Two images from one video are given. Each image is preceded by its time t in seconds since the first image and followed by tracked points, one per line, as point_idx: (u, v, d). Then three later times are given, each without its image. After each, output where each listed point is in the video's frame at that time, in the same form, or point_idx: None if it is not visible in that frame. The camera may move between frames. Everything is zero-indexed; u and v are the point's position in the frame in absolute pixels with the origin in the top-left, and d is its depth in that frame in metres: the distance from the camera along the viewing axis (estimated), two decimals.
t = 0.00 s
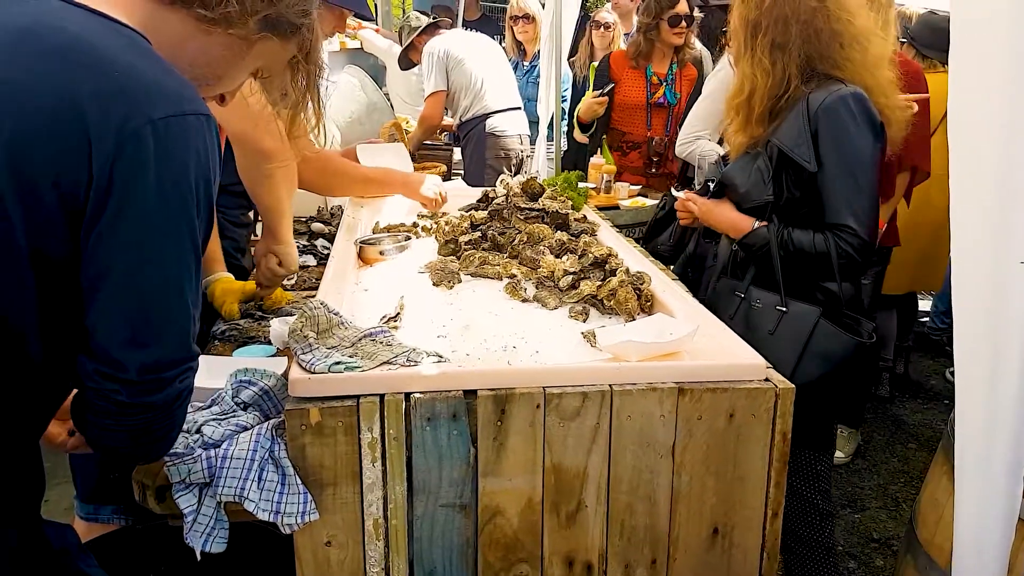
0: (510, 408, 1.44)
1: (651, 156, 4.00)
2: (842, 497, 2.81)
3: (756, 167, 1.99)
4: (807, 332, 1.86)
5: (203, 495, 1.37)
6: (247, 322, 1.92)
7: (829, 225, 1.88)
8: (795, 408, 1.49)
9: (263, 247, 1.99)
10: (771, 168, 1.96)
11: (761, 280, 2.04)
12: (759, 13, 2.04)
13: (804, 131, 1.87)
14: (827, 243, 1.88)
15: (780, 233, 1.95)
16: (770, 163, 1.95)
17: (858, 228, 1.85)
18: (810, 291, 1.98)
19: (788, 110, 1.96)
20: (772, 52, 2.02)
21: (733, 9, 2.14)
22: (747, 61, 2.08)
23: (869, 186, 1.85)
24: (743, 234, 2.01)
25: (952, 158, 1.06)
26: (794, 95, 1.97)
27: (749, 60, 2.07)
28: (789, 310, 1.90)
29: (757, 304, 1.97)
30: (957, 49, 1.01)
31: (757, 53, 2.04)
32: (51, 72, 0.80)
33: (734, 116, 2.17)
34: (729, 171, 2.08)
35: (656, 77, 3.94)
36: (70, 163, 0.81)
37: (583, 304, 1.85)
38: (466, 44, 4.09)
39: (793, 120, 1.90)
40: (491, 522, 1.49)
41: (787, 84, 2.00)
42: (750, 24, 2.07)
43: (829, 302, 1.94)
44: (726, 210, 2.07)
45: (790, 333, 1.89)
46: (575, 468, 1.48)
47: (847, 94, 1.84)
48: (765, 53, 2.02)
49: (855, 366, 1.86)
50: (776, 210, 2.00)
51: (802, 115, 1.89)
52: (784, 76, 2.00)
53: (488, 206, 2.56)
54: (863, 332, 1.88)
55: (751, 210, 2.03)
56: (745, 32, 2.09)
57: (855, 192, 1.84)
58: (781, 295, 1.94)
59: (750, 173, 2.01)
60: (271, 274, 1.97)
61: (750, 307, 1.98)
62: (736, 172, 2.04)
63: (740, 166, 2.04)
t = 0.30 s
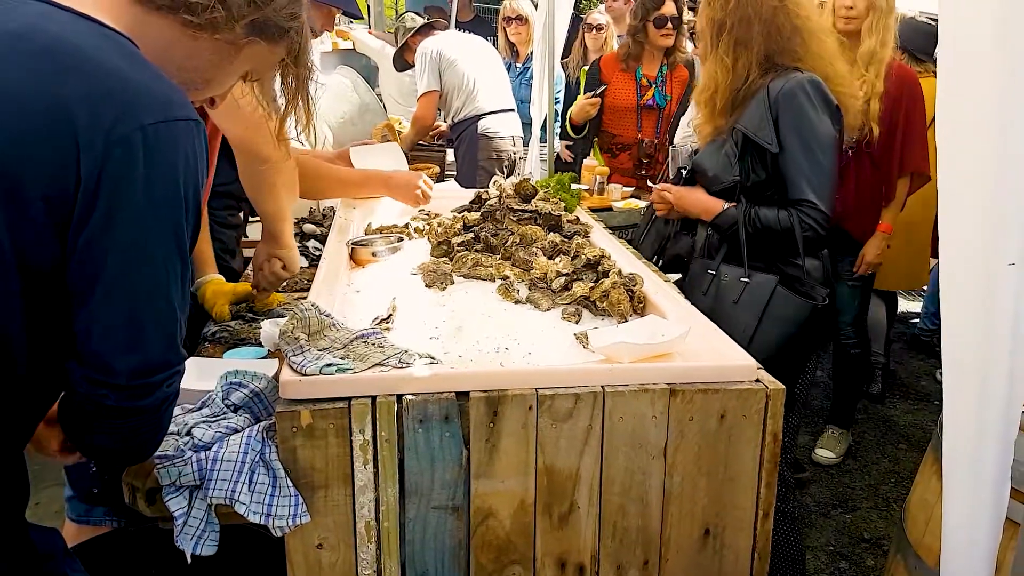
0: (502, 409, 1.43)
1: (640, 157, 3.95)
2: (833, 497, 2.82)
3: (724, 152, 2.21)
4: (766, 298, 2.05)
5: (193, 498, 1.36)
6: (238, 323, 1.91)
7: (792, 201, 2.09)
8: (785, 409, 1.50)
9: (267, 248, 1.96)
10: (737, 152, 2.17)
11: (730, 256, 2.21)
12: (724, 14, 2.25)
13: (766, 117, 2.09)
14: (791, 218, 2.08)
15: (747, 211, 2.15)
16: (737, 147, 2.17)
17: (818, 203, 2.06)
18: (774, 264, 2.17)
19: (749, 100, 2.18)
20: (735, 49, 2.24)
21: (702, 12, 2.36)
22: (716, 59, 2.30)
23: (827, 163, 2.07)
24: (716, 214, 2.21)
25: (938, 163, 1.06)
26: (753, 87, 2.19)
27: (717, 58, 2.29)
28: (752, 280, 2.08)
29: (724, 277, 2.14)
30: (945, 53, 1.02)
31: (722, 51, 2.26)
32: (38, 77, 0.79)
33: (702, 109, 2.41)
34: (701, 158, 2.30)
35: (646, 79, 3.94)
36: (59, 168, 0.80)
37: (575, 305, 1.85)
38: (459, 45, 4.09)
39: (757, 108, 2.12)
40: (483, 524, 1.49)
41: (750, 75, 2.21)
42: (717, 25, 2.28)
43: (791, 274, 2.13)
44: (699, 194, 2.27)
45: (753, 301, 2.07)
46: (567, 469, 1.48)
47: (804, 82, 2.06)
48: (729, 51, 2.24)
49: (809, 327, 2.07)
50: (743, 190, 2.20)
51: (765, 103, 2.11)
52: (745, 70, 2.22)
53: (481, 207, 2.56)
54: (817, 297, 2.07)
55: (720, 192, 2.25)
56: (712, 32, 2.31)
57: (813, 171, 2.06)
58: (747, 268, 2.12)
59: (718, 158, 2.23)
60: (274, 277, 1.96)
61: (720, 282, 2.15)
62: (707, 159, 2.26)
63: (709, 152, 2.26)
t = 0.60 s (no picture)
0: (497, 410, 1.44)
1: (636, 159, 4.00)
2: (828, 498, 2.83)
3: (701, 147, 2.26)
4: (740, 288, 2.14)
5: (187, 498, 1.36)
6: (233, 323, 1.91)
7: (767, 192, 2.14)
8: (780, 409, 1.50)
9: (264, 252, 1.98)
10: (715, 147, 2.23)
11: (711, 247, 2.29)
12: (707, 16, 2.27)
13: (740, 111, 2.13)
14: (765, 208, 2.12)
15: (725, 204, 2.20)
16: (714, 142, 2.22)
17: (791, 192, 2.09)
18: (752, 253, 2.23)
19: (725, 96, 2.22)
20: (717, 50, 2.25)
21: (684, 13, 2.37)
22: (695, 58, 2.32)
23: (801, 152, 2.10)
24: (694, 208, 2.27)
25: (936, 164, 1.07)
26: (729, 81, 2.22)
27: (698, 58, 2.31)
28: (729, 269, 2.17)
29: (703, 267, 2.23)
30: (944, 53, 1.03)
31: (704, 51, 2.28)
32: (35, 78, 0.78)
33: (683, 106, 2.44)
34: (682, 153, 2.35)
35: (635, 82, 3.94)
36: (54, 168, 0.80)
37: (570, 306, 1.85)
38: (455, 46, 4.09)
39: (732, 103, 2.16)
40: (478, 524, 1.49)
41: (726, 72, 2.24)
42: (699, 26, 2.30)
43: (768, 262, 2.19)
44: (680, 189, 2.33)
45: (728, 289, 2.16)
46: (561, 470, 1.49)
47: (776, 76, 2.10)
48: (710, 50, 2.26)
49: (783, 314, 2.14)
50: (722, 183, 2.25)
51: (739, 98, 2.14)
52: (726, 69, 2.24)
53: (476, 208, 2.57)
54: (790, 284, 2.15)
55: (700, 186, 2.30)
56: (694, 34, 2.32)
57: (787, 161, 2.10)
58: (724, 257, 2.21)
59: (697, 153, 2.28)
60: (274, 282, 1.97)
61: (699, 273, 2.24)
62: (686, 154, 2.32)
63: (689, 149, 2.32)
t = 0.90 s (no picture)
0: (493, 410, 1.44)
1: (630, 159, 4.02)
2: (823, 497, 2.84)
3: (694, 147, 2.27)
4: (721, 288, 2.15)
5: (183, 498, 1.36)
6: (229, 323, 1.90)
7: (757, 193, 2.14)
8: (776, 409, 1.51)
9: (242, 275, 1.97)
10: (707, 146, 2.23)
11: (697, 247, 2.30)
12: (708, 14, 2.25)
13: (734, 112, 2.14)
14: (754, 210, 2.13)
15: (714, 204, 2.21)
16: (707, 142, 2.22)
17: (780, 195, 2.09)
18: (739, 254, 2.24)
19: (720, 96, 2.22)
20: (717, 50, 2.25)
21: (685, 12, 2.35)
22: (694, 59, 2.31)
23: (792, 155, 2.10)
24: (687, 207, 2.27)
25: (934, 164, 1.07)
26: (723, 83, 2.23)
27: (697, 57, 2.29)
28: (712, 269, 2.18)
29: (688, 266, 2.26)
30: (943, 53, 1.03)
31: (703, 51, 2.27)
32: (32, 77, 0.78)
33: (678, 106, 2.44)
34: (674, 152, 2.35)
35: (627, 83, 3.95)
36: (49, 167, 0.79)
37: (566, 306, 1.86)
38: (451, 45, 4.08)
39: (726, 104, 2.16)
40: (474, 524, 1.49)
41: (721, 73, 2.24)
42: (699, 25, 2.28)
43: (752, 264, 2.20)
44: (674, 189, 2.33)
45: (710, 288, 2.17)
46: (558, 470, 1.49)
47: (771, 79, 2.10)
48: (709, 51, 2.26)
49: (763, 314, 2.15)
50: (714, 183, 2.26)
51: (733, 99, 2.15)
52: (722, 70, 2.24)
53: (472, 208, 2.57)
54: (770, 286, 2.15)
55: (690, 185, 2.31)
56: (695, 33, 2.30)
57: (779, 163, 2.09)
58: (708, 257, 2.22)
59: (690, 152, 2.29)
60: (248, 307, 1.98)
61: (683, 271, 2.26)
62: (679, 154, 2.32)
63: (682, 148, 2.33)
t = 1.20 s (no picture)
0: (496, 407, 1.44)
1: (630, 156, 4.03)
2: (825, 495, 2.84)
3: (702, 142, 2.27)
4: (732, 289, 2.14)
5: (188, 494, 1.36)
6: (231, 320, 1.91)
7: (765, 193, 2.13)
8: (779, 406, 1.51)
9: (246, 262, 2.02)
10: (716, 142, 2.23)
11: (703, 245, 2.30)
12: (721, 10, 2.24)
13: (745, 109, 2.13)
14: (761, 209, 2.12)
15: (721, 201, 2.21)
16: (715, 138, 2.22)
17: (790, 197, 2.09)
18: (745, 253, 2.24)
19: (730, 94, 2.22)
20: (729, 47, 2.24)
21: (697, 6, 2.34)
22: (708, 54, 2.30)
23: (801, 155, 2.10)
24: (690, 203, 2.28)
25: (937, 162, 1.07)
26: (735, 80, 2.23)
27: (709, 53, 2.29)
28: (721, 268, 2.18)
29: (695, 263, 2.26)
30: (945, 51, 1.03)
31: (716, 48, 2.27)
32: (37, 79, 0.78)
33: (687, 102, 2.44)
34: (681, 146, 2.35)
35: (626, 81, 3.94)
36: (59, 170, 0.79)
37: (569, 303, 1.86)
38: (453, 42, 4.07)
39: (738, 100, 2.16)
40: (477, 521, 1.49)
41: (733, 67, 2.24)
42: (712, 20, 2.27)
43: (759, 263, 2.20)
44: (678, 184, 2.33)
45: (719, 288, 2.16)
46: (560, 467, 1.49)
47: (783, 78, 2.10)
48: (723, 47, 2.25)
49: (773, 314, 2.15)
50: (720, 180, 2.26)
51: (745, 96, 2.15)
52: (735, 67, 2.24)
53: (475, 205, 2.57)
54: (782, 287, 2.17)
55: (696, 181, 2.31)
56: (707, 28, 2.29)
57: (789, 162, 2.09)
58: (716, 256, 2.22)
59: (697, 147, 2.28)
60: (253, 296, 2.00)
61: (690, 269, 2.26)
62: (686, 148, 2.32)
63: (688, 143, 2.33)
